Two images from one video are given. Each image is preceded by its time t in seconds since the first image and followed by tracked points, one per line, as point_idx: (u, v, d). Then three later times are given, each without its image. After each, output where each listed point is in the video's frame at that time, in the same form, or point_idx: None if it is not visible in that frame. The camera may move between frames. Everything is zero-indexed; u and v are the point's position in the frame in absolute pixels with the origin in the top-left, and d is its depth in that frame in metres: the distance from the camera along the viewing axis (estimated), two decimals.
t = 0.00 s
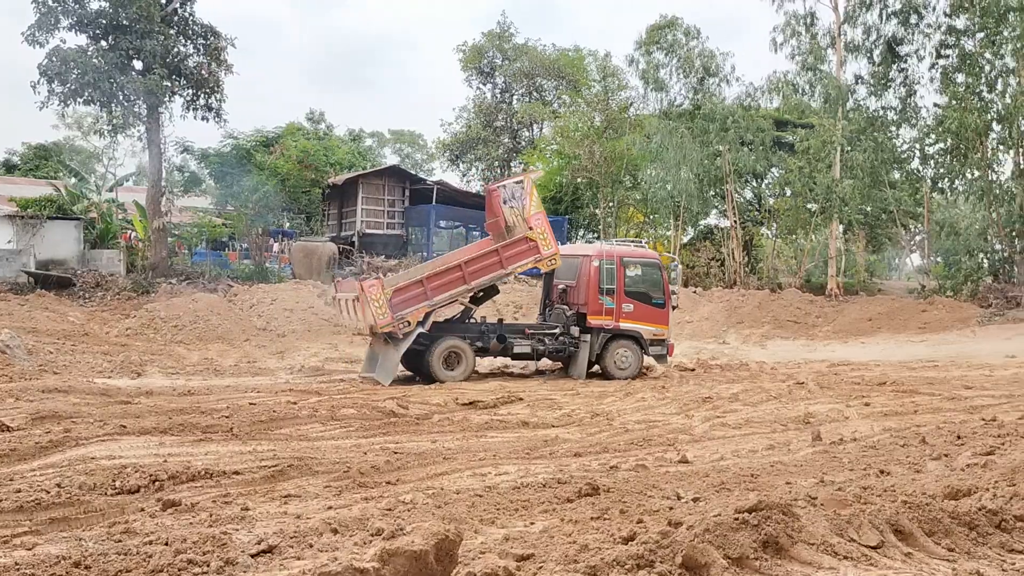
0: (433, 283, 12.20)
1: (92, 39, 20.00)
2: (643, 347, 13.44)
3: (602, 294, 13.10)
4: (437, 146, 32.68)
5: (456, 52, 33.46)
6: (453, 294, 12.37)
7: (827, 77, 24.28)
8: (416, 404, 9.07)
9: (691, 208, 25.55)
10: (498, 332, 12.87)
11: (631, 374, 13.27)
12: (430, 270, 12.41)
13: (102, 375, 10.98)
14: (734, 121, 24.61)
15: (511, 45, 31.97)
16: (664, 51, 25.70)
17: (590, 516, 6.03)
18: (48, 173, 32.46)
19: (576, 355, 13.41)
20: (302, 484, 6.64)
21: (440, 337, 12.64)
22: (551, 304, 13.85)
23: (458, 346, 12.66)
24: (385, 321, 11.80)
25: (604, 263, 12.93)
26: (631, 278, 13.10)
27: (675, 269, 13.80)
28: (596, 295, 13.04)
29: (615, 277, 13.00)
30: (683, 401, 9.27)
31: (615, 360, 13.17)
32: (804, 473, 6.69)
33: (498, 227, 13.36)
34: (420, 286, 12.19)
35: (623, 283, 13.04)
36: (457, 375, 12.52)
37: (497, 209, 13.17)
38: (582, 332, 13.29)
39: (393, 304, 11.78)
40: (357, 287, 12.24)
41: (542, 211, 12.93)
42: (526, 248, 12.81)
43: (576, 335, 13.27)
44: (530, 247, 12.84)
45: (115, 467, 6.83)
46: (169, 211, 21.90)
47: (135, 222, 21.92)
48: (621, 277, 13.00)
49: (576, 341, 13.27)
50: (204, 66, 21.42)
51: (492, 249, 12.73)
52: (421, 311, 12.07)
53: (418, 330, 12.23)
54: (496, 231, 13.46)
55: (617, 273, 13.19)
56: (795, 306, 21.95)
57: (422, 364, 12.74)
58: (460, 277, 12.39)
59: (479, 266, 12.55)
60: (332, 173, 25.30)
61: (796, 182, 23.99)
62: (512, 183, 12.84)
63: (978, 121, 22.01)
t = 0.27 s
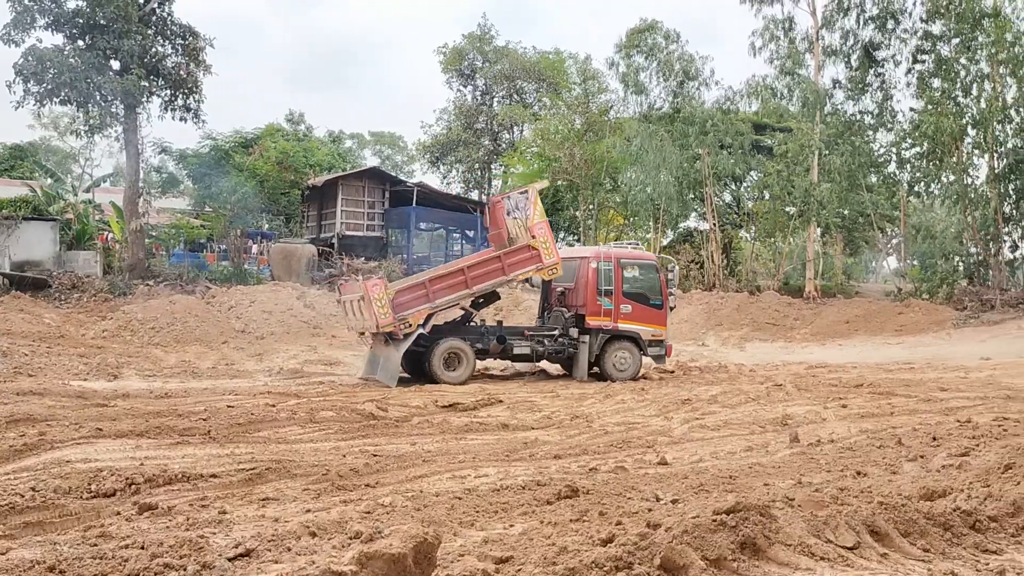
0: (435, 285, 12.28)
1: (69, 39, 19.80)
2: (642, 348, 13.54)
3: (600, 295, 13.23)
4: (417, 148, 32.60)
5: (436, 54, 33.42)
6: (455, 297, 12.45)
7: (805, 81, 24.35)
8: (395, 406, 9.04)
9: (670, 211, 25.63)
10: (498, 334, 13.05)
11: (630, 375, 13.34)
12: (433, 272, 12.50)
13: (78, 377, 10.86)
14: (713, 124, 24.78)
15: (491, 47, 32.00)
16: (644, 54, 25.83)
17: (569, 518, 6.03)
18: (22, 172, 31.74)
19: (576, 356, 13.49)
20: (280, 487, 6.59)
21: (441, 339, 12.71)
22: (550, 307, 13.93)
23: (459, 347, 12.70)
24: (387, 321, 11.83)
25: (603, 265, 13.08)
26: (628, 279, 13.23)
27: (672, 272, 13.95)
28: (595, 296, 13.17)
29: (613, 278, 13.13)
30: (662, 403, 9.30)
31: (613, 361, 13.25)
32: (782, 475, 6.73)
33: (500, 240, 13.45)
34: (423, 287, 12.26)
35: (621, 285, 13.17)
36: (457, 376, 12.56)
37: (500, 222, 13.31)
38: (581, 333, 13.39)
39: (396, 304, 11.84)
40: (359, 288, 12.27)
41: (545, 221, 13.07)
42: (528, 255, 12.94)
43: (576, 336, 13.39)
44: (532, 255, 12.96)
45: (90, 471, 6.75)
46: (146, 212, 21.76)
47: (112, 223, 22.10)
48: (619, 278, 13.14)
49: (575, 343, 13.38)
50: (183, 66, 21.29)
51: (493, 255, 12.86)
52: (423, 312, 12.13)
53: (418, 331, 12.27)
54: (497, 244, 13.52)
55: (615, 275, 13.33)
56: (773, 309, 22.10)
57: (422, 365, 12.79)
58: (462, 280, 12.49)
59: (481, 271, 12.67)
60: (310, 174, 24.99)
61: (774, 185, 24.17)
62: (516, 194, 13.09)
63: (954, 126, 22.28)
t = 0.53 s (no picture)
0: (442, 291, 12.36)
1: (50, 41, 19.65)
2: (644, 351, 13.59)
3: (602, 299, 13.31)
4: (402, 151, 32.54)
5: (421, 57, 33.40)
6: (461, 304, 12.52)
7: (788, 86, 24.73)
8: (379, 410, 9.01)
9: (654, 215, 25.68)
10: (502, 337, 12.97)
11: (632, 378, 13.40)
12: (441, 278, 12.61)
13: (59, 382, 10.75)
14: (697, 128, 24.99)
15: (476, 51, 32.05)
16: (628, 58, 25.81)
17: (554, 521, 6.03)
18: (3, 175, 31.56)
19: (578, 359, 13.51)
20: (263, 492, 6.55)
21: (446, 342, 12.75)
22: (551, 310, 13.94)
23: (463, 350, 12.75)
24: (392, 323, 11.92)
25: (605, 268, 13.18)
26: (630, 283, 13.32)
27: (673, 275, 14.05)
28: (597, 299, 13.26)
29: (615, 281, 13.23)
30: (646, 406, 9.32)
31: (615, 364, 13.30)
32: (765, 478, 6.75)
33: (507, 250, 13.58)
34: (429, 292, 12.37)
35: (623, 288, 13.26)
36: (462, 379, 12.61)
37: (508, 233, 13.45)
38: (583, 336, 13.40)
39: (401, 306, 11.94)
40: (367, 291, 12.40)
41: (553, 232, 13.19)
42: (534, 266, 12.98)
43: (578, 339, 13.38)
44: (538, 265, 13.01)
45: (71, 476, 6.69)
46: (128, 215, 21.54)
47: (93, 225, 21.90)
48: (620, 282, 13.23)
49: (578, 346, 13.36)
50: (165, 68, 21.17)
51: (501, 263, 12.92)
52: (428, 316, 12.21)
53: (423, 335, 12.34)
54: (504, 254, 13.65)
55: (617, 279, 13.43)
56: (757, 312, 22.20)
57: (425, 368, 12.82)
58: (468, 287, 12.55)
59: (487, 279, 12.73)
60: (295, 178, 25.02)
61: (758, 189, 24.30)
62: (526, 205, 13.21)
63: (936, 130, 22.49)
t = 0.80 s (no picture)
0: (452, 295, 12.44)
1: (34, 41, 19.50)
2: (649, 352, 13.56)
3: (608, 300, 13.30)
4: (389, 153, 32.46)
5: (408, 58, 33.35)
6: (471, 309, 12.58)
7: (773, 88, 24.73)
8: (367, 412, 8.99)
9: (642, 216, 25.72)
10: (508, 338, 13.17)
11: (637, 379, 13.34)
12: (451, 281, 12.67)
13: (43, 385, 10.67)
14: (683, 130, 24.96)
15: (463, 53, 32.04)
16: (615, 60, 25.80)
17: (542, 523, 6.02)
18: None
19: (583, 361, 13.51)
20: (250, 494, 6.52)
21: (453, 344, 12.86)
22: (557, 310, 13.91)
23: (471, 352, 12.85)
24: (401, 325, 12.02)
25: (610, 270, 13.16)
26: (636, 284, 13.30)
27: (680, 276, 13.98)
28: (602, 300, 13.25)
29: (621, 283, 13.21)
30: (634, 407, 9.33)
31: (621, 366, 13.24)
32: (752, 478, 6.77)
33: (516, 258, 13.79)
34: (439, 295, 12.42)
35: (629, 290, 13.23)
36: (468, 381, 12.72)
37: (519, 240, 13.64)
38: (589, 337, 13.37)
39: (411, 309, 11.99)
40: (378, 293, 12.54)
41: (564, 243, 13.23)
42: (543, 275, 13.06)
43: (584, 341, 13.37)
44: (547, 274, 13.09)
45: (56, 479, 6.64)
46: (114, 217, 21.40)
47: (79, 228, 21.87)
48: (626, 283, 13.21)
49: (584, 347, 13.36)
50: (151, 69, 21.05)
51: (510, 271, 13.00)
52: (437, 319, 12.28)
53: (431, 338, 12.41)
54: (513, 261, 13.88)
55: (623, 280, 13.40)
56: (744, 313, 22.30)
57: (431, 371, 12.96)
58: (478, 293, 12.63)
59: (497, 286, 12.79)
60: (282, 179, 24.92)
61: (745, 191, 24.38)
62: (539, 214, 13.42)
63: (921, 132, 22.66)
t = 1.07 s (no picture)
0: (462, 295, 12.51)
1: (20, 39, 19.36)
2: (656, 350, 13.56)
3: (615, 299, 13.33)
4: (378, 151, 32.35)
5: (397, 56, 33.27)
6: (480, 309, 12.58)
7: (762, 86, 24.79)
8: (356, 411, 8.97)
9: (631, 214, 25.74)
10: (516, 337, 13.19)
11: (644, 377, 13.36)
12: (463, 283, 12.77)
13: (30, 385, 10.60)
14: (673, 128, 25.07)
15: (452, 51, 32.01)
16: (604, 58, 25.78)
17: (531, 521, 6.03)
18: None
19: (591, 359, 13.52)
20: (239, 493, 6.50)
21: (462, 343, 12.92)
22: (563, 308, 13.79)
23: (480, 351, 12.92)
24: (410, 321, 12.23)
25: (618, 269, 13.20)
26: (643, 283, 13.33)
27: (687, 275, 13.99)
28: (610, 299, 13.28)
29: (628, 282, 13.24)
30: (624, 405, 9.34)
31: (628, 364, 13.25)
32: (741, 475, 6.79)
33: (526, 263, 13.94)
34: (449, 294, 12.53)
35: (636, 288, 13.27)
36: (476, 379, 12.80)
37: (530, 246, 13.79)
38: (597, 335, 13.45)
39: (419, 305, 12.15)
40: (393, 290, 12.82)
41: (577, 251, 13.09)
42: (555, 280, 12.94)
43: (592, 339, 13.43)
44: (558, 281, 12.97)
45: (43, 479, 6.60)
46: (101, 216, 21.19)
47: (65, 226, 21.71)
48: (634, 282, 13.24)
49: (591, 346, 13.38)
50: (138, 67, 20.94)
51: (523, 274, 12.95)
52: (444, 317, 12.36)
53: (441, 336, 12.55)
54: (524, 266, 14.06)
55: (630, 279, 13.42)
56: (733, 310, 22.37)
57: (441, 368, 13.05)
58: (488, 294, 12.66)
59: (508, 288, 12.78)
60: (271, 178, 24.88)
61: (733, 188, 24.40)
62: (550, 221, 13.28)
63: (908, 130, 22.81)
